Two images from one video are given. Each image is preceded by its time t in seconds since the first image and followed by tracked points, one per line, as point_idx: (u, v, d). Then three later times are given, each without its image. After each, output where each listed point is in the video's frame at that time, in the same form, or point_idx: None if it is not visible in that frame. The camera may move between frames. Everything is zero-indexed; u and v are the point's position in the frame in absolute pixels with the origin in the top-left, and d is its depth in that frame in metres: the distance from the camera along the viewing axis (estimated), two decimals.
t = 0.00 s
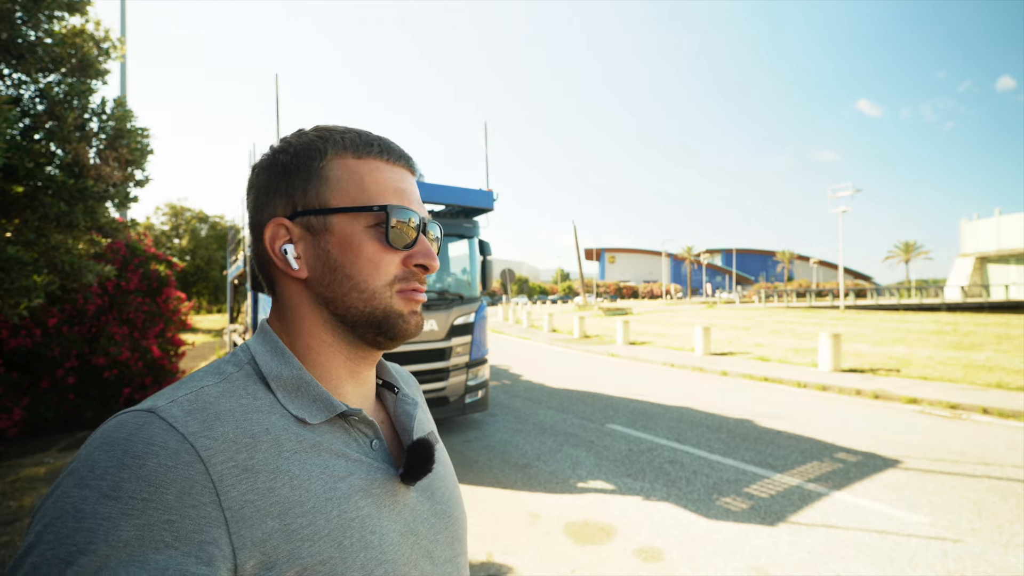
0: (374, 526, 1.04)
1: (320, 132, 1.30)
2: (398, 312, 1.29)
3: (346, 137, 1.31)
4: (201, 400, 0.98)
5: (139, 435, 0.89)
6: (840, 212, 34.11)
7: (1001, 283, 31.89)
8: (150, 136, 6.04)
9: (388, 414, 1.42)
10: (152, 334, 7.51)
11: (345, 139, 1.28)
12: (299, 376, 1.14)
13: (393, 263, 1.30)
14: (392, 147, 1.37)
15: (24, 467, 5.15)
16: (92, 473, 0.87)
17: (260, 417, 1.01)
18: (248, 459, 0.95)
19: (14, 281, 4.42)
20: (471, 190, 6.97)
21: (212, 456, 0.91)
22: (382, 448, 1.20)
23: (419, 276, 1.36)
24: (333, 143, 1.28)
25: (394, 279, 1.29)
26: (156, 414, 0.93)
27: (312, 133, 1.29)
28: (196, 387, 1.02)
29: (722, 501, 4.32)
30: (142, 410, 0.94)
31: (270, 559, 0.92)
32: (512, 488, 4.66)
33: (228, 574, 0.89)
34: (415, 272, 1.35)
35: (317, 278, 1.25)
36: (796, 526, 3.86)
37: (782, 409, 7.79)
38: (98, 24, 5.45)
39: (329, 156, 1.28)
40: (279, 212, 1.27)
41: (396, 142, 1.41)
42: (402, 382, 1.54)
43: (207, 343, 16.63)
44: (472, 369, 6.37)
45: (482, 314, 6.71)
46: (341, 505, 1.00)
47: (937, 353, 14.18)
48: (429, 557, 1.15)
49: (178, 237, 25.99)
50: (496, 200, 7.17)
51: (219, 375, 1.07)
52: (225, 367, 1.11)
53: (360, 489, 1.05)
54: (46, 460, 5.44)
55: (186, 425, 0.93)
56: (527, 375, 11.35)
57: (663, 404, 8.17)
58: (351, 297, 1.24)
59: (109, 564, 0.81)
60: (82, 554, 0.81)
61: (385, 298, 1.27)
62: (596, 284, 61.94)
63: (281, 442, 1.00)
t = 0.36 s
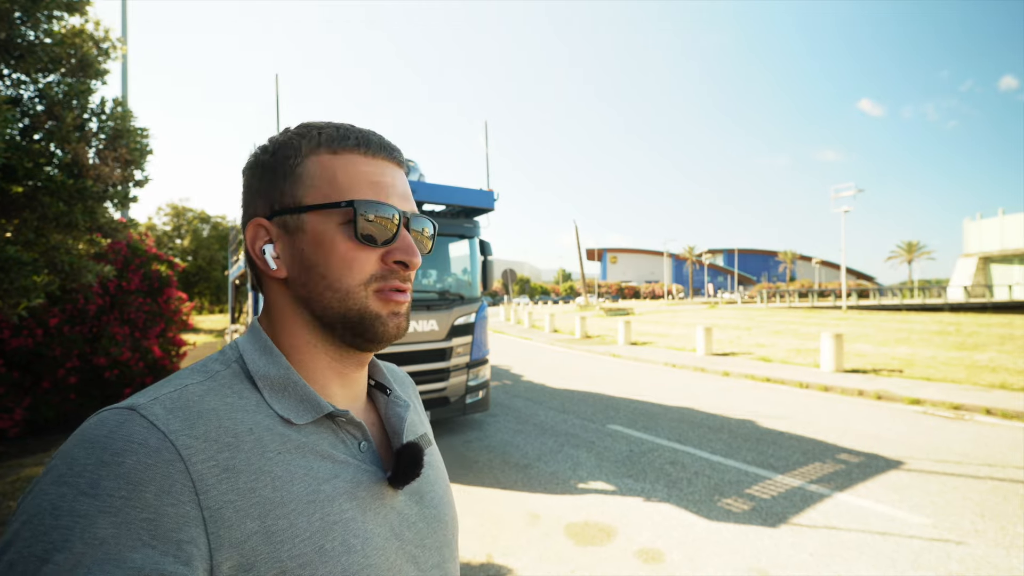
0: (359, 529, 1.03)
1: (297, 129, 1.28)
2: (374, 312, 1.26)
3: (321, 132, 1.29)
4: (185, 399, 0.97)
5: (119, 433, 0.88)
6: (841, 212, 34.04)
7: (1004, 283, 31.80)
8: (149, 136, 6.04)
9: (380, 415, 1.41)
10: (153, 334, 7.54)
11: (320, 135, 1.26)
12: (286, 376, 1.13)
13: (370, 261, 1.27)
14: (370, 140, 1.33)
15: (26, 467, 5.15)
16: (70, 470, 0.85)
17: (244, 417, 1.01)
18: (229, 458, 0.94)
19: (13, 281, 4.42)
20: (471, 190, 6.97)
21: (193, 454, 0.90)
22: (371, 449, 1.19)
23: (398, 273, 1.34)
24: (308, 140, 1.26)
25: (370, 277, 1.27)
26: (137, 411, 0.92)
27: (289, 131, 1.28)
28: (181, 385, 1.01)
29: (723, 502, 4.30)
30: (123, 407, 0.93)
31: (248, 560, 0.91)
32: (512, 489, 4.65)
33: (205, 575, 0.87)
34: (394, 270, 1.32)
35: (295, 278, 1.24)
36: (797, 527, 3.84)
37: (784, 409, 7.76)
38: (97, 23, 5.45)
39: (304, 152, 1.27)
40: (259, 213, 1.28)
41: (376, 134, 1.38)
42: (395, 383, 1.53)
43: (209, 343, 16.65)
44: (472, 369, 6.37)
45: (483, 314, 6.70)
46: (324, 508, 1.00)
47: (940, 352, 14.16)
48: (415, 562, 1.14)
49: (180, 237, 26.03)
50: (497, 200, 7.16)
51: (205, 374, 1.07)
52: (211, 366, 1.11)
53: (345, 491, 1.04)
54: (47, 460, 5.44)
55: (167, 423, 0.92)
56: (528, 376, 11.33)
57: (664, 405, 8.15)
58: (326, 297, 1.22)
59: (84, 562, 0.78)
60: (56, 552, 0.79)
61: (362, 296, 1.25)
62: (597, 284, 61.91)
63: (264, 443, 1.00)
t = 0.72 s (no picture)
0: (355, 526, 1.03)
1: (288, 129, 1.28)
2: (357, 313, 1.25)
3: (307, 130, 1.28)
4: (182, 394, 0.98)
5: (116, 426, 0.89)
6: (850, 211, 33.77)
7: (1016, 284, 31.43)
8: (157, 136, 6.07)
9: (382, 414, 1.41)
10: (160, 333, 7.60)
11: (306, 134, 1.25)
12: (285, 373, 1.13)
13: (353, 260, 1.27)
14: (359, 134, 1.30)
15: (35, 465, 5.20)
16: (68, 463, 0.86)
17: (242, 412, 1.01)
18: (224, 452, 0.94)
19: (22, 280, 4.46)
20: (476, 189, 6.96)
21: (188, 448, 0.91)
22: (371, 447, 1.19)
23: (383, 272, 1.32)
24: (296, 139, 1.25)
25: (354, 276, 1.26)
26: (134, 405, 0.93)
27: (281, 131, 1.28)
28: (179, 381, 1.01)
29: (730, 503, 4.28)
30: (121, 402, 0.94)
31: (242, 554, 0.91)
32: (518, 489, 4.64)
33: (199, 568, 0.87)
34: (379, 268, 1.31)
35: (284, 279, 1.26)
36: (805, 529, 3.81)
37: (791, 410, 7.71)
38: (105, 25, 5.49)
39: (290, 151, 1.26)
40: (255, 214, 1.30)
41: (367, 128, 1.34)
42: (399, 382, 1.53)
43: (216, 343, 16.73)
44: (477, 369, 6.37)
45: (488, 314, 6.69)
46: (320, 503, 0.99)
47: (950, 353, 14.02)
48: (413, 560, 1.13)
49: (187, 237, 26.17)
50: (502, 199, 7.16)
51: (204, 370, 1.07)
52: (211, 362, 1.11)
53: (342, 488, 1.04)
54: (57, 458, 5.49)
55: (163, 417, 0.92)
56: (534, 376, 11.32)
57: (670, 405, 8.12)
58: (310, 297, 1.23)
59: (80, 552, 0.79)
60: (53, 542, 0.79)
61: (344, 297, 1.24)
62: (603, 284, 61.81)
63: (261, 438, 1.00)
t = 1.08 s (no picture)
0: (357, 529, 1.03)
1: (270, 141, 1.34)
2: (319, 319, 1.24)
3: (278, 139, 1.31)
4: (186, 393, 0.98)
5: (120, 426, 0.90)
6: (861, 210, 33.44)
7: None
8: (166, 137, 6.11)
9: (389, 417, 1.41)
10: (170, 333, 7.66)
11: (274, 142, 1.28)
12: (289, 375, 1.13)
13: (318, 265, 1.26)
14: (319, 133, 1.27)
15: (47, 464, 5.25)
16: (74, 462, 0.87)
17: (245, 413, 1.01)
18: (226, 453, 0.95)
19: (34, 281, 4.50)
20: (482, 189, 6.96)
21: (190, 447, 0.91)
22: (376, 450, 1.19)
23: (349, 276, 1.28)
24: (269, 149, 1.30)
25: (319, 282, 1.25)
26: (139, 406, 0.94)
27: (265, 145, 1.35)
28: (185, 381, 1.02)
29: (738, 505, 4.25)
30: (126, 403, 0.95)
31: (241, 555, 0.91)
32: (524, 489, 4.65)
33: (198, 568, 0.88)
34: (345, 272, 1.28)
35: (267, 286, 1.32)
36: (815, 532, 3.78)
37: (800, 412, 7.65)
38: (115, 27, 5.54)
39: (265, 162, 1.32)
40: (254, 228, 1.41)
41: (332, 124, 1.31)
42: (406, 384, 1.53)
43: (225, 342, 16.83)
44: (484, 369, 6.37)
45: (494, 314, 6.69)
46: (321, 506, 0.99)
47: (962, 354, 13.85)
48: (415, 565, 1.12)
49: (196, 237, 26.36)
50: (508, 199, 7.15)
51: (210, 371, 1.08)
52: (217, 364, 1.12)
53: (344, 491, 1.04)
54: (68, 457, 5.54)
55: (166, 417, 0.93)
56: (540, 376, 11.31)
57: (677, 406, 8.08)
58: (281, 304, 1.26)
59: (85, 548, 0.80)
60: (59, 539, 0.80)
61: (305, 303, 1.23)
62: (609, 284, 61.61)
63: (263, 439, 1.00)
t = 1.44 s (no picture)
0: (366, 533, 1.03)
1: (291, 140, 1.32)
2: (353, 319, 1.24)
3: (303, 139, 1.30)
4: (196, 397, 0.99)
5: (131, 430, 0.91)
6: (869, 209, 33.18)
7: None
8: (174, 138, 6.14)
9: (397, 419, 1.41)
10: (177, 333, 7.71)
11: (302, 141, 1.27)
12: (298, 378, 1.14)
13: (349, 266, 1.26)
14: (351, 136, 1.29)
15: (56, 463, 5.28)
16: (85, 466, 0.87)
17: (254, 416, 1.02)
18: (235, 457, 0.95)
19: (44, 281, 4.53)
20: (488, 189, 6.96)
21: (199, 451, 0.92)
22: (384, 454, 1.19)
23: (381, 276, 1.30)
24: (294, 147, 1.28)
25: (351, 282, 1.26)
26: (149, 410, 0.94)
27: (285, 143, 1.33)
28: (195, 385, 1.03)
29: (745, 507, 4.23)
30: (137, 406, 0.95)
31: (250, 560, 0.91)
32: (530, 489, 4.65)
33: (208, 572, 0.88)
34: (376, 273, 1.29)
35: (286, 286, 1.30)
36: (824, 534, 3.75)
37: (807, 413, 7.60)
38: (124, 29, 5.57)
39: (289, 161, 1.30)
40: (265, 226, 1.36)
41: (362, 129, 1.33)
42: (414, 387, 1.53)
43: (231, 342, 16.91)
44: (489, 369, 6.37)
45: (500, 314, 6.68)
46: (330, 510, 0.99)
47: (972, 355, 13.71)
48: (423, 569, 1.12)
49: (203, 238, 26.49)
50: (514, 199, 7.15)
51: (219, 374, 1.08)
52: (227, 367, 1.12)
53: (353, 495, 1.04)
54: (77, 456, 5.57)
55: (176, 421, 0.93)
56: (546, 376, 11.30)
57: (683, 407, 8.05)
58: (308, 304, 1.24)
59: (95, 553, 0.81)
60: (70, 543, 0.81)
61: (337, 303, 1.23)
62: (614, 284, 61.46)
63: (272, 443, 1.00)
